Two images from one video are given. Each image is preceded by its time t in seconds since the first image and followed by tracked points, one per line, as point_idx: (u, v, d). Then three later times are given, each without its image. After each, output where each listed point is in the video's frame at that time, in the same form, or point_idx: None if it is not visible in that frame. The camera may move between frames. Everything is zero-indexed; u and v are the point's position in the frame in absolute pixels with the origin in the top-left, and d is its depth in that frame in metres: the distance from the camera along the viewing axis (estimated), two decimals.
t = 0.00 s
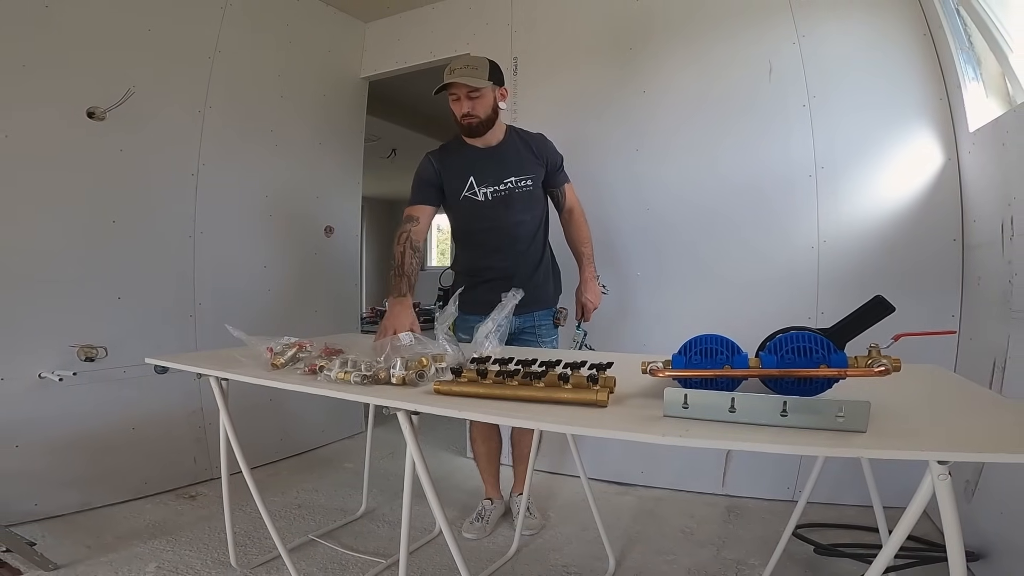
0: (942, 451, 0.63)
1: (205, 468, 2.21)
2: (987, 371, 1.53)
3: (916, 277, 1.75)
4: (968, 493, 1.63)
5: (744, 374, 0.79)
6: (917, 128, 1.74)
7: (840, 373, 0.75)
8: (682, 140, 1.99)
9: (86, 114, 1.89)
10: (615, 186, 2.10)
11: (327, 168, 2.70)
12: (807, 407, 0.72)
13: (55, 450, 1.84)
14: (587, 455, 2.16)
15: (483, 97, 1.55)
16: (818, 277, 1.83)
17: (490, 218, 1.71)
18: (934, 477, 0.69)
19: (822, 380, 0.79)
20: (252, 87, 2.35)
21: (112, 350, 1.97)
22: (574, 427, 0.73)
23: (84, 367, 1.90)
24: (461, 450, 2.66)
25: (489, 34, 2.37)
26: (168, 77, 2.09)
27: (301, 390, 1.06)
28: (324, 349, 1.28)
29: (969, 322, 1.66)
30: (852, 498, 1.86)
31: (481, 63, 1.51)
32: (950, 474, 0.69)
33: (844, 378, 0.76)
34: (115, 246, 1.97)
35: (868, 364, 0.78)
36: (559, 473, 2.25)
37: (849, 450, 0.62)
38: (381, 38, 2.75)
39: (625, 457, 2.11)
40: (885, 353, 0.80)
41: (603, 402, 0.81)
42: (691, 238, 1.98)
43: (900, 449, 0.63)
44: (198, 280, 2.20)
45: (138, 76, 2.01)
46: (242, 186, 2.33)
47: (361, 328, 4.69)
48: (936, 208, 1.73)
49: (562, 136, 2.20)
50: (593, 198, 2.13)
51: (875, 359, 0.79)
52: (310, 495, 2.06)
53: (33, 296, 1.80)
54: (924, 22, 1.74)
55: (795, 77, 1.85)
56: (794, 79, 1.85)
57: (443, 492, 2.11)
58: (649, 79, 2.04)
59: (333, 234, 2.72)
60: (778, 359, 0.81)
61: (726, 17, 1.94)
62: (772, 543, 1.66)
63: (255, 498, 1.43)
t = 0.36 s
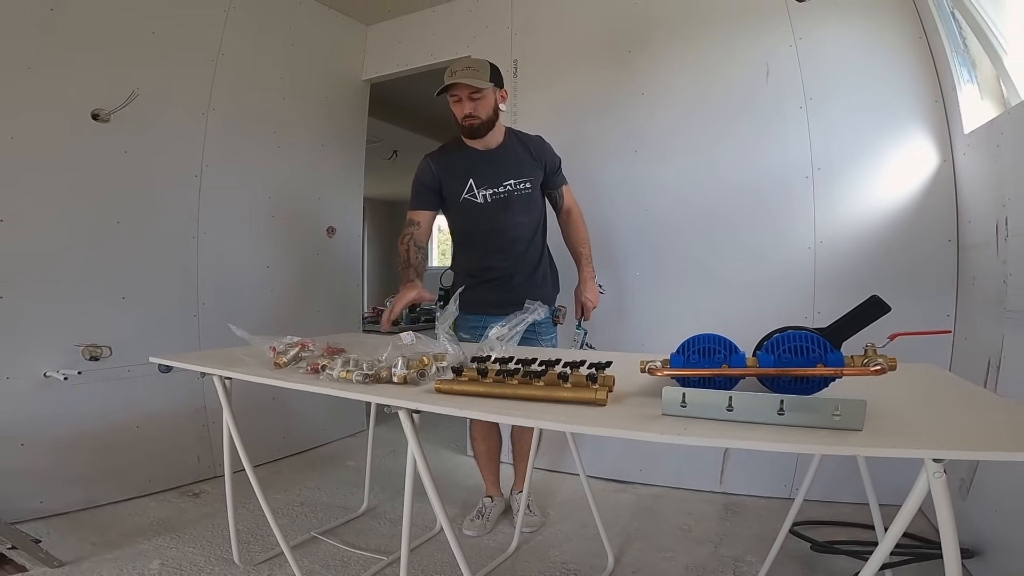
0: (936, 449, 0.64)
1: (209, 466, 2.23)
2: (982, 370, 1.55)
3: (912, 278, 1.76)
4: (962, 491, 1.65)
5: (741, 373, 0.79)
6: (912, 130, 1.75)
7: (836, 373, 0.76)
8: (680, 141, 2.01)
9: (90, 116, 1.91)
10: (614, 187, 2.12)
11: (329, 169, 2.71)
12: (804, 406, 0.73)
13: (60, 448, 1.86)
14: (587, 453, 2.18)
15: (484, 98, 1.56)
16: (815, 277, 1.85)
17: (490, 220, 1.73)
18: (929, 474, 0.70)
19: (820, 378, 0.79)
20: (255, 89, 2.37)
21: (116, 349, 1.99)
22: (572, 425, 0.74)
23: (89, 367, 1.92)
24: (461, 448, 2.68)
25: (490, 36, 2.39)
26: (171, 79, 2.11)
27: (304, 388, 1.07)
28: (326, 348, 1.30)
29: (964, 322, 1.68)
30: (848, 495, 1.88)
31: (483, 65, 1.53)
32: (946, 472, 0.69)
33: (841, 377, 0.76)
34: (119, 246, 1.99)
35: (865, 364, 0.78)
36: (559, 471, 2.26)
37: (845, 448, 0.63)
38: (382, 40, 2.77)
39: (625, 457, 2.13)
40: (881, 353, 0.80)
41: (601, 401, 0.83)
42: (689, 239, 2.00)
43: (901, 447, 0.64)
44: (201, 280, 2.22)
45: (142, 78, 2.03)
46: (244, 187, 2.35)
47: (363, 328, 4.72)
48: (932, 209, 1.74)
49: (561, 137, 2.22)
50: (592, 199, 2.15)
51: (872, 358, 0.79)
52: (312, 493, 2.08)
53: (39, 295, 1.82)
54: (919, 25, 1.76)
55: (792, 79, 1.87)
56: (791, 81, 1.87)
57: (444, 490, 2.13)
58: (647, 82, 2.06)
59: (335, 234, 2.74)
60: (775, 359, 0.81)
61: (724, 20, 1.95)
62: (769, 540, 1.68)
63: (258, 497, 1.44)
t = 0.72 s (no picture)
0: (932, 448, 0.64)
1: (212, 465, 2.25)
2: (977, 369, 1.57)
3: (908, 278, 1.78)
4: (957, 488, 1.67)
5: (739, 372, 0.79)
6: (908, 132, 1.77)
7: (833, 372, 0.75)
8: (678, 143, 2.03)
9: (95, 118, 1.92)
10: (613, 188, 2.13)
11: (331, 170, 2.73)
12: (801, 405, 0.73)
13: (65, 447, 1.88)
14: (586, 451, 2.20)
15: (479, 99, 1.59)
16: (811, 278, 1.87)
17: (491, 219, 1.75)
18: (924, 473, 0.69)
19: (816, 377, 0.79)
20: (258, 91, 2.39)
21: (120, 349, 2.01)
22: (570, 423, 0.75)
23: (94, 366, 1.94)
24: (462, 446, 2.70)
25: (490, 39, 2.41)
26: (175, 81, 2.13)
27: (306, 387, 1.09)
28: (328, 348, 1.32)
29: (959, 322, 1.70)
30: (845, 493, 1.90)
31: (476, 67, 1.56)
32: (940, 470, 0.69)
33: (837, 376, 0.75)
34: (123, 247, 2.01)
35: (861, 363, 0.79)
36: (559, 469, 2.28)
37: (842, 446, 0.63)
38: (384, 42, 2.79)
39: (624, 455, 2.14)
40: (877, 352, 0.80)
41: (600, 400, 0.85)
42: (688, 239, 2.02)
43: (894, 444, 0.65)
44: (204, 280, 2.24)
45: (146, 80, 2.05)
46: (247, 188, 2.37)
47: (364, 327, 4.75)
48: (927, 211, 1.76)
49: (561, 139, 2.23)
50: (591, 200, 2.17)
51: (867, 358, 0.79)
52: (314, 491, 2.10)
53: (44, 295, 1.84)
54: (915, 28, 1.77)
55: (789, 82, 1.88)
56: (788, 84, 1.89)
57: (445, 487, 2.15)
58: (646, 84, 2.08)
59: (337, 235, 2.76)
60: (772, 358, 0.81)
61: (721, 23, 1.97)
62: (766, 538, 1.70)
63: (261, 495, 1.46)
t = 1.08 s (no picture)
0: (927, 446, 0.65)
1: (215, 463, 2.28)
2: (972, 369, 1.58)
3: (903, 278, 1.80)
4: (952, 486, 1.68)
5: (736, 372, 0.80)
6: (903, 133, 1.79)
7: (830, 371, 0.76)
8: (676, 145, 2.05)
9: (99, 120, 1.95)
10: (612, 189, 2.15)
11: (332, 171, 2.75)
12: (798, 403, 0.74)
13: (70, 445, 1.90)
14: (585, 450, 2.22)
15: (482, 101, 1.61)
16: (808, 278, 1.89)
17: (491, 221, 1.77)
18: (920, 471, 0.70)
19: (812, 377, 0.80)
20: (261, 93, 2.41)
21: (124, 348, 2.03)
22: (569, 421, 0.77)
23: (98, 365, 1.96)
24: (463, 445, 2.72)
25: (490, 42, 2.43)
26: (178, 84, 2.15)
27: (308, 386, 1.11)
28: (330, 347, 1.34)
29: (955, 322, 1.71)
30: (842, 491, 1.92)
31: (477, 70, 1.58)
32: (936, 468, 0.70)
33: (833, 375, 0.76)
34: (127, 247, 2.03)
35: (857, 362, 0.79)
36: (559, 467, 2.30)
37: (837, 444, 0.64)
38: (386, 45, 2.81)
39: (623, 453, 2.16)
40: (873, 351, 0.80)
41: (599, 399, 0.87)
42: (686, 240, 2.04)
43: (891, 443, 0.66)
44: (206, 280, 2.26)
45: (150, 83, 2.07)
46: (249, 189, 2.39)
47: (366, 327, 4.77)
48: (923, 212, 1.78)
49: (560, 141, 2.25)
50: (590, 201, 2.19)
51: (863, 357, 0.80)
52: (316, 489, 2.12)
53: (50, 295, 1.86)
54: (911, 31, 1.79)
55: (786, 84, 1.90)
56: (785, 86, 1.90)
57: (446, 485, 2.16)
58: (645, 86, 2.10)
59: (338, 235, 2.78)
60: (769, 357, 0.82)
61: (719, 25, 1.99)
62: (763, 535, 1.72)
63: (264, 492, 1.46)
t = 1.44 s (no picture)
0: (925, 444, 0.63)
1: (218, 461, 2.30)
2: (967, 368, 1.60)
3: (898, 278, 1.82)
4: (947, 484, 1.70)
5: (734, 371, 0.80)
6: (899, 134, 1.81)
7: (826, 370, 0.76)
8: (675, 146, 2.06)
9: (103, 122, 1.97)
10: (610, 190, 2.17)
11: (334, 173, 2.77)
12: (794, 402, 0.73)
13: (74, 443, 1.92)
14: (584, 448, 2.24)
15: (479, 104, 1.62)
16: (805, 278, 1.91)
17: (498, 222, 1.78)
18: (917, 469, 0.69)
19: (809, 375, 0.80)
20: (263, 95, 2.43)
21: (128, 348, 2.05)
22: (568, 417, 0.79)
23: (102, 364, 1.98)
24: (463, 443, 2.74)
25: (490, 45, 2.45)
26: (182, 86, 2.17)
27: (311, 385, 1.13)
28: (332, 347, 1.35)
29: (950, 321, 1.73)
30: (837, 489, 1.94)
31: (469, 74, 1.58)
32: (932, 465, 0.69)
33: (830, 375, 0.76)
34: (131, 247, 2.05)
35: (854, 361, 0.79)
36: (559, 465, 2.32)
37: (834, 443, 0.63)
38: (387, 47, 2.83)
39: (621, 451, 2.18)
40: (870, 351, 0.82)
41: (598, 397, 0.88)
42: (684, 240, 2.05)
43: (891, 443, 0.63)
44: (209, 280, 2.28)
45: (154, 85, 2.09)
46: (252, 190, 2.41)
47: (368, 327, 4.80)
48: (918, 213, 1.80)
49: (560, 142, 2.27)
50: (589, 201, 2.21)
51: (859, 356, 0.80)
52: (318, 487, 2.14)
53: (55, 295, 1.88)
54: (906, 34, 1.81)
55: (783, 86, 1.92)
56: (782, 88, 1.92)
57: (447, 484, 2.18)
58: (644, 89, 2.12)
59: (340, 236, 2.80)
60: (767, 356, 0.82)
61: (717, 28, 2.01)
62: (761, 532, 1.73)
63: (266, 489, 1.46)
